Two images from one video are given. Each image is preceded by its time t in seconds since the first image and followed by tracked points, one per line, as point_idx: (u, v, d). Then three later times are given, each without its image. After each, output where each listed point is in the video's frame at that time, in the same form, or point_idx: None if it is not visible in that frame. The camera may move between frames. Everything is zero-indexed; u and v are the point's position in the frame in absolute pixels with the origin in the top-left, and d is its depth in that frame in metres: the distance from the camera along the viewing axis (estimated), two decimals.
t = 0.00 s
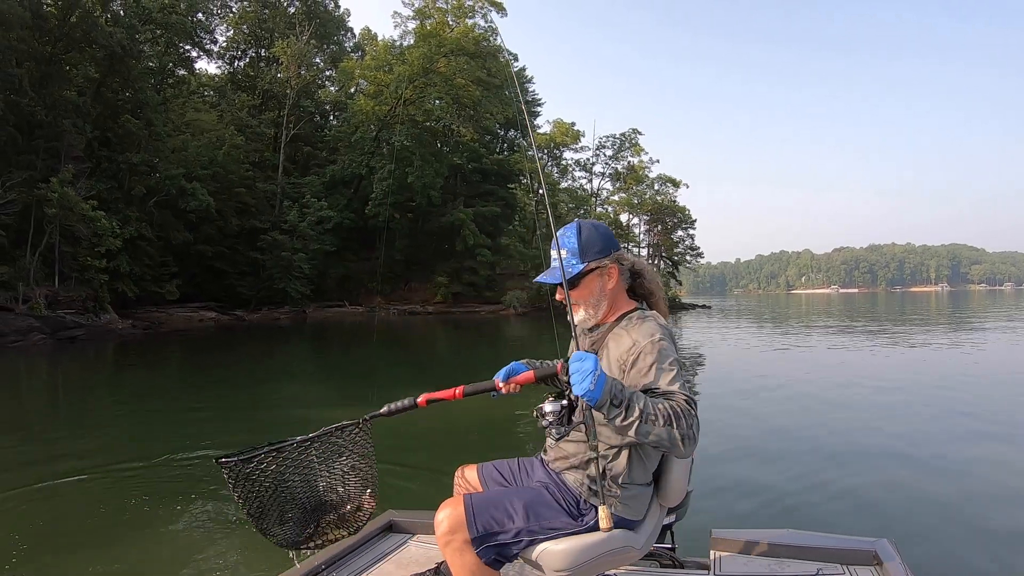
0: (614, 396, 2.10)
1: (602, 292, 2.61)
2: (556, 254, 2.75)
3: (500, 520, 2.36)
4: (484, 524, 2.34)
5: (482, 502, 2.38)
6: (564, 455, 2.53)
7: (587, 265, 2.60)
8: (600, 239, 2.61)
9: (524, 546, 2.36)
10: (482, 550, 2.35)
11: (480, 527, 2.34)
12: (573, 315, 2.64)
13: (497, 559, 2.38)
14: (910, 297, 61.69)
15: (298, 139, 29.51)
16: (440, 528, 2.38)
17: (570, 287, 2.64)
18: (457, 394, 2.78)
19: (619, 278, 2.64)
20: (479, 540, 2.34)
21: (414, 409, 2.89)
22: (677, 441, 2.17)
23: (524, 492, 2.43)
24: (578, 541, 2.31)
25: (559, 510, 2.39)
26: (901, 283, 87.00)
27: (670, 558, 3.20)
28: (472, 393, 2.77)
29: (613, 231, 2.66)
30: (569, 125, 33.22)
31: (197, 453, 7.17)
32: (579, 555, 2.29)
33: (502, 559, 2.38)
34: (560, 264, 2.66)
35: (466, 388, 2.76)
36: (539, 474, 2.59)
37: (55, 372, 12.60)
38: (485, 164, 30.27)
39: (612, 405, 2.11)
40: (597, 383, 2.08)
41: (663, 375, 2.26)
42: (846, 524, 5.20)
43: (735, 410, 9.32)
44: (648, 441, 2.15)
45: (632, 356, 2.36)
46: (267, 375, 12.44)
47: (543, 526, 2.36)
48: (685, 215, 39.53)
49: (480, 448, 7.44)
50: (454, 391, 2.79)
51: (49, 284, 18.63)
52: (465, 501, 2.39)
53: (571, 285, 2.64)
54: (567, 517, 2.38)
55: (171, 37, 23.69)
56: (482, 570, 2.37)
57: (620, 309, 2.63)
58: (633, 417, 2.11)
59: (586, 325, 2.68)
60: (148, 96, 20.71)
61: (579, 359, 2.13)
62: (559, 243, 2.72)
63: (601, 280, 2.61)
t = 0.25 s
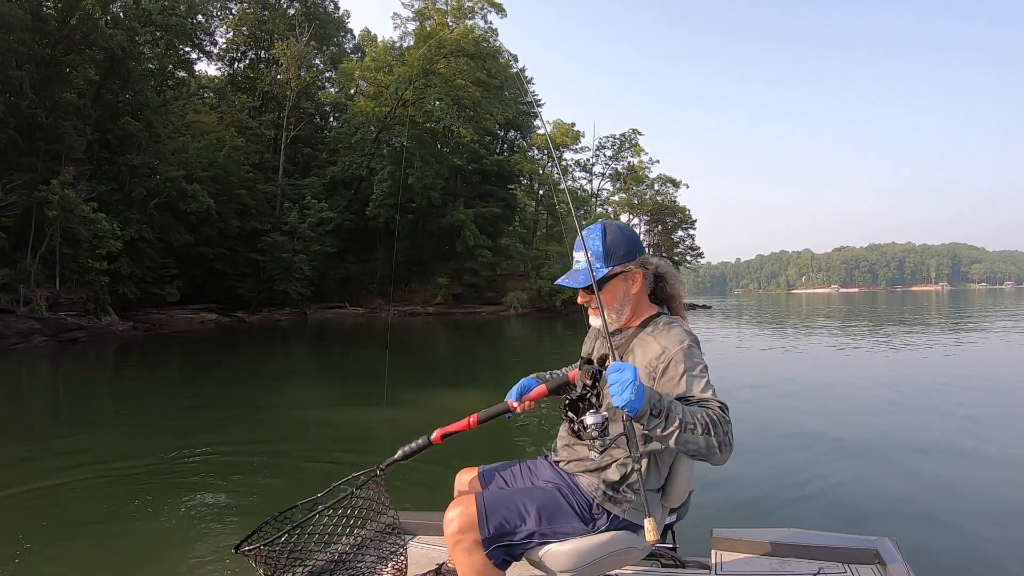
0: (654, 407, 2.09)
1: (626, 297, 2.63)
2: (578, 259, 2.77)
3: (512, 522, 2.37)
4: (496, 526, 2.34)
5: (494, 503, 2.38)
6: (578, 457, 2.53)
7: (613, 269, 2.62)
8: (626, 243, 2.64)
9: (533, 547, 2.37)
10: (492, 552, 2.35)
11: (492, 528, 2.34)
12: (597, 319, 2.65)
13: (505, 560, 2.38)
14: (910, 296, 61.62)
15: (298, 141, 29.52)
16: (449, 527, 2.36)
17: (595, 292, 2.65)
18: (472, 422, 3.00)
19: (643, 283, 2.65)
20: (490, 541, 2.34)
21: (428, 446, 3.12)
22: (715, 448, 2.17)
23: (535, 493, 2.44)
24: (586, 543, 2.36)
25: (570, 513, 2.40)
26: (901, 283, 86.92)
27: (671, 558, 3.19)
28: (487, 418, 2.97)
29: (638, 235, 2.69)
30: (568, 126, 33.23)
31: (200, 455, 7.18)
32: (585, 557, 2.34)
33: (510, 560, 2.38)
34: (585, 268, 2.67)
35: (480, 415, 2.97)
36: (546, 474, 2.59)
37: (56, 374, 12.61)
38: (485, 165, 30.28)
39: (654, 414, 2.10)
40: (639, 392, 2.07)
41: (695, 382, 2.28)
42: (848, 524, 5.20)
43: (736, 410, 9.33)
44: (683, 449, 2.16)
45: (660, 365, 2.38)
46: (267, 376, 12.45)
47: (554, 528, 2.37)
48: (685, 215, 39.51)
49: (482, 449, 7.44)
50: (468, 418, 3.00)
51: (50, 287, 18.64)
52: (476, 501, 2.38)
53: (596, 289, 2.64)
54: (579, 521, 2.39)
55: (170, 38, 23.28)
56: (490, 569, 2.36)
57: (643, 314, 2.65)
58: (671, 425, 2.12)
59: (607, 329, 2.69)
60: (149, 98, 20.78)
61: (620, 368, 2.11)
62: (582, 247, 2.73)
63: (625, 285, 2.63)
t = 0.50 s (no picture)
0: (682, 424, 2.09)
1: (638, 299, 2.63)
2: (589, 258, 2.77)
3: (518, 526, 2.36)
4: (505, 529, 2.34)
5: (501, 507, 2.36)
6: (585, 459, 2.52)
7: (625, 270, 2.62)
8: (638, 243, 2.65)
9: (538, 550, 2.38)
10: (499, 555, 2.35)
11: (500, 532, 2.34)
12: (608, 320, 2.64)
13: (510, 561, 2.39)
14: (911, 296, 61.55)
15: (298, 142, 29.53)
16: (455, 529, 2.35)
17: (606, 294, 2.64)
18: (487, 445, 2.93)
19: (654, 285, 2.67)
20: (497, 545, 2.34)
21: (445, 480, 2.95)
22: (739, 455, 2.22)
23: (542, 496, 2.43)
24: (588, 545, 2.38)
25: (579, 517, 2.40)
26: (901, 282, 86.87)
27: (672, 559, 3.18)
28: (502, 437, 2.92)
29: (649, 236, 2.70)
30: (569, 126, 33.23)
31: (202, 455, 7.20)
32: (586, 559, 2.38)
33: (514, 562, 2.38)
34: (597, 269, 2.67)
35: (496, 436, 2.92)
36: (549, 474, 2.57)
37: (57, 375, 12.62)
38: (486, 166, 30.28)
39: (679, 429, 2.10)
40: (667, 409, 2.06)
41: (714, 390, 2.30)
42: (850, 524, 5.20)
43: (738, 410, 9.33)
44: (705, 459, 2.18)
45: (675, 370, 2.39)
46: (269, 376, 12.47)
47: (561, 532, 2.38)
48: (686, 215, 39.49)
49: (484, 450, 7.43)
50: (484, 442, 2.93)
51: (51, 288, 18.65)
52: (484, 504, 2.37)
53: (607, 291, 2.64)
54: (586, 526, 2.40)
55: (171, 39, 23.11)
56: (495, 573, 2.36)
57: (654, 316, 2.66)
58: (697, 438, 2.12)
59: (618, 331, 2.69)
60: (149, 99, 20.77)
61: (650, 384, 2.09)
62: (594, 246, 2.73)
63: (637, 287, 2.63)
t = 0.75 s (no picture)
0: (691, 436, 2.10)
1: (651, 301, 2.63)
2: (605, 258, 2.75)
3: (518, 527, 2.36)
4: (505, 530, 2.34)
5: (501, 508, 2.37)
6: (588, 460, 2.52)
7: (641, 273, 2.61)
8: (655, 247, 2.64)
9: (537, 550, 2.38)
10: (499, 556, 2.35)
11: (500, 533, 2.35)
12: (621, 322, 2.63)
13: (510, 562, 2.39)
14: (911, 296, 61.53)
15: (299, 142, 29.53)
16: (455, 530, 2.36)
17: (620, 295, 2.63)
18: (492, 422, 3.03)
19: (668, 288, 2.66)
20: (497, 546, 2.34)
21: (444, 451, 3.04)
22: (741, 468, 2.24)
23: (542, 498, 2.43)
24: (589, 545, 2.39)
25: (581, 519, 2.40)
26: (901, 283, 86.86)
27: (672, 559, 3.17)
28: (506, 417, 3.01)
29: (665, 239, 2.70)
30: (569, 126, 33.23)
31: (202, 455, 7.20)
32: (587, 559, 2.38)
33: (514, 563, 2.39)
34: (613, 270, 2.66)
35: (501, 416, 3.00)
36: (549, 475, 2.57)
37: (58, 375, 12.60)
38: (486, 166, 30.27)
39: (687, 444, 2.10)
40: (677, 424, 2.05)
41: (723, 401, 2.30)
42: (851, 524, 5.19)
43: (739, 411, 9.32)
44: (710, 471, 2.20)
45: (685, 378, 2.39)
46: (269, 376, 12.48)
47: (562, 533, 2.38)
48: (686, 215, 39.50)
49: (485, 450, 7.43)
50: (488, 419, 3.03)
51: (51, 288, 18.64)
52: (483, 505, 2.38)
53: (622, 292, 2.63)
54: (588, 528, 2.40)
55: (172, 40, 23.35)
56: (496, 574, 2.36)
57: (666, 321, 2.65)
58: (703, 452, 2.13)
59: (630, 333, 2.68)
60: (150, 100, 20.78)
61: (661, 400, 2.08)
62: (610, 247, 2.72)
63: (652, 289, 2.62)
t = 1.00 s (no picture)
0: (700, 442, 2.10)
1: (665, 303, 2.61)
2: (620, 258, 2.75)
3: (518, 526, 2.36)
4: (505, 529, 2.34)
5: (501, 507, 2.37)
6: (591, 458, 2.52)
7: (655, 274, 2.61)
8: (671, 250, 2.64)
9: (537, 549, 2.38)
10: (499, 554, 2.35)
11: (500, 531, 2.34)
12: (633, 321, 2.62)
13: (510, 561, 2.39)
14: (911, 296, 61.45)
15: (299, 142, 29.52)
16: (455, 529, 2.35)
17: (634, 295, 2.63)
18: (500, 417, 2.98)
19: (681, 290, 2.65)
20: (497, 544, 2.34)
21: (452, 445, 2.95)
22: (747, 473, 2.24)
23: (542, 496, 2.43)
24: (589, 544, 2.39)
25: (581, 518, 2.41)
26: (901, 283, 86.83)
27: (672, 560, 3.18)
28: (514, 414, 2.95)
29: (682, 243, 2.70)
30: (569, 126, 33.22)
31: (203, 454, 7.21)
32: (587, 558, 2.38)
33: (514, 561, 2.38)
34: (628, 269, 2.65)
35: (509, 411, 2.96)
36: (550, 474, 2.57)
37: (59, 375, 12.61)
38: (486, 166, 30.27)
39: (695, 448, 2.11)
40: (686, 429, 2.06)
41: (731, 406, 2.30)
42: (851, 523, 5.20)
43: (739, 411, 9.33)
44: (716, 475, 2.20)
45: (695, 382, 2.38)
46: (269, 376, 12.47)
47: (562, 533, 2.38)
48: (686, 215, 39.48)
49: (485, 450, 7.44)
50: (497, 414, 2.98)
51: (52, 288, 18.65)
52: (484, 503, 2.37)
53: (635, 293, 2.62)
54: (587, 526, 2.40)
55: (172, 40, 23.33)
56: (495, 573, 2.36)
57: (677, 323, 2.64)
58: (711, 456, 2.14)
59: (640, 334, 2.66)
60: (151, 100, 20.69)
61: (671, 404, 2.08)
62: (626, 247, 2.71)
63: (665, 292, 2.61)
